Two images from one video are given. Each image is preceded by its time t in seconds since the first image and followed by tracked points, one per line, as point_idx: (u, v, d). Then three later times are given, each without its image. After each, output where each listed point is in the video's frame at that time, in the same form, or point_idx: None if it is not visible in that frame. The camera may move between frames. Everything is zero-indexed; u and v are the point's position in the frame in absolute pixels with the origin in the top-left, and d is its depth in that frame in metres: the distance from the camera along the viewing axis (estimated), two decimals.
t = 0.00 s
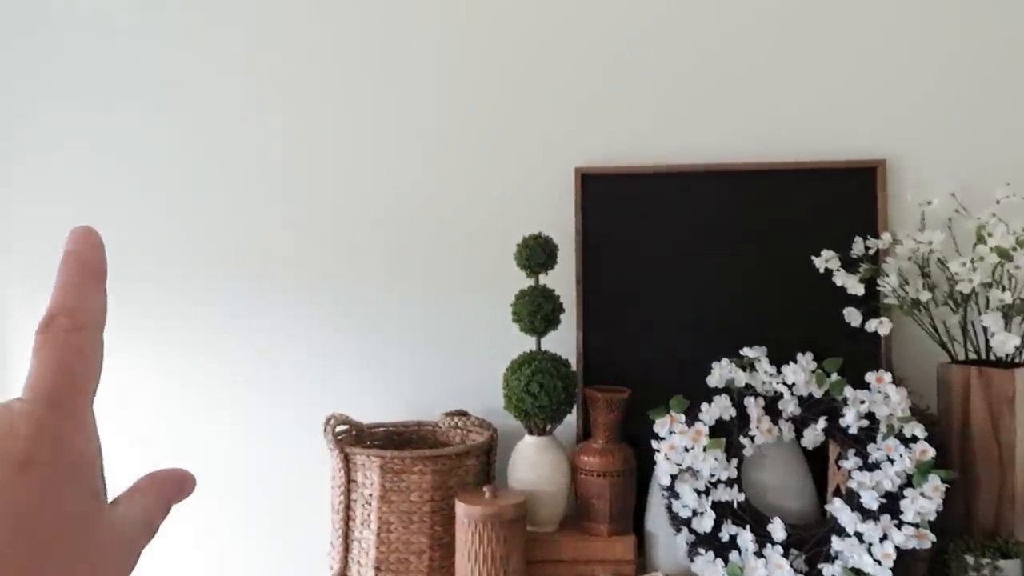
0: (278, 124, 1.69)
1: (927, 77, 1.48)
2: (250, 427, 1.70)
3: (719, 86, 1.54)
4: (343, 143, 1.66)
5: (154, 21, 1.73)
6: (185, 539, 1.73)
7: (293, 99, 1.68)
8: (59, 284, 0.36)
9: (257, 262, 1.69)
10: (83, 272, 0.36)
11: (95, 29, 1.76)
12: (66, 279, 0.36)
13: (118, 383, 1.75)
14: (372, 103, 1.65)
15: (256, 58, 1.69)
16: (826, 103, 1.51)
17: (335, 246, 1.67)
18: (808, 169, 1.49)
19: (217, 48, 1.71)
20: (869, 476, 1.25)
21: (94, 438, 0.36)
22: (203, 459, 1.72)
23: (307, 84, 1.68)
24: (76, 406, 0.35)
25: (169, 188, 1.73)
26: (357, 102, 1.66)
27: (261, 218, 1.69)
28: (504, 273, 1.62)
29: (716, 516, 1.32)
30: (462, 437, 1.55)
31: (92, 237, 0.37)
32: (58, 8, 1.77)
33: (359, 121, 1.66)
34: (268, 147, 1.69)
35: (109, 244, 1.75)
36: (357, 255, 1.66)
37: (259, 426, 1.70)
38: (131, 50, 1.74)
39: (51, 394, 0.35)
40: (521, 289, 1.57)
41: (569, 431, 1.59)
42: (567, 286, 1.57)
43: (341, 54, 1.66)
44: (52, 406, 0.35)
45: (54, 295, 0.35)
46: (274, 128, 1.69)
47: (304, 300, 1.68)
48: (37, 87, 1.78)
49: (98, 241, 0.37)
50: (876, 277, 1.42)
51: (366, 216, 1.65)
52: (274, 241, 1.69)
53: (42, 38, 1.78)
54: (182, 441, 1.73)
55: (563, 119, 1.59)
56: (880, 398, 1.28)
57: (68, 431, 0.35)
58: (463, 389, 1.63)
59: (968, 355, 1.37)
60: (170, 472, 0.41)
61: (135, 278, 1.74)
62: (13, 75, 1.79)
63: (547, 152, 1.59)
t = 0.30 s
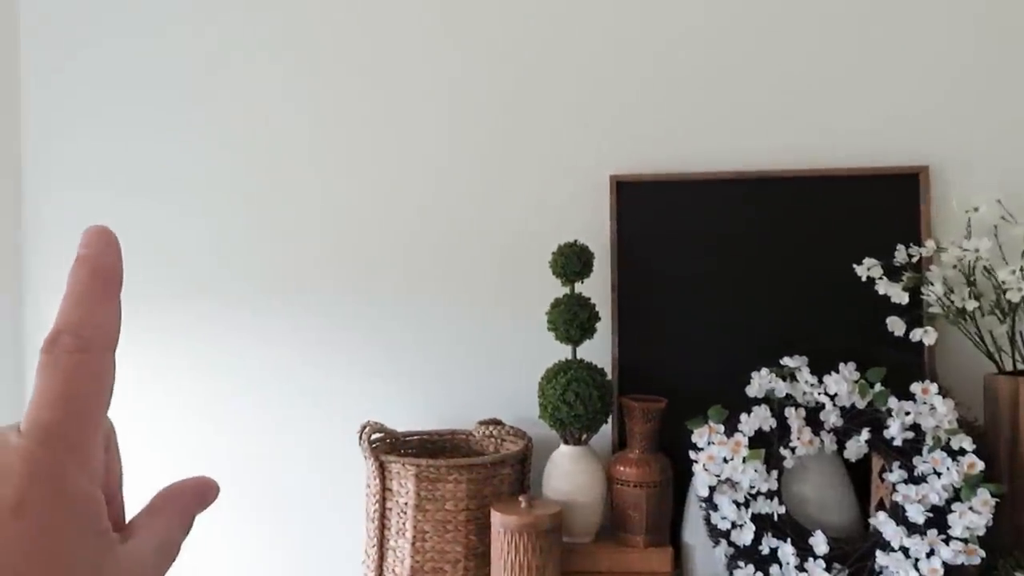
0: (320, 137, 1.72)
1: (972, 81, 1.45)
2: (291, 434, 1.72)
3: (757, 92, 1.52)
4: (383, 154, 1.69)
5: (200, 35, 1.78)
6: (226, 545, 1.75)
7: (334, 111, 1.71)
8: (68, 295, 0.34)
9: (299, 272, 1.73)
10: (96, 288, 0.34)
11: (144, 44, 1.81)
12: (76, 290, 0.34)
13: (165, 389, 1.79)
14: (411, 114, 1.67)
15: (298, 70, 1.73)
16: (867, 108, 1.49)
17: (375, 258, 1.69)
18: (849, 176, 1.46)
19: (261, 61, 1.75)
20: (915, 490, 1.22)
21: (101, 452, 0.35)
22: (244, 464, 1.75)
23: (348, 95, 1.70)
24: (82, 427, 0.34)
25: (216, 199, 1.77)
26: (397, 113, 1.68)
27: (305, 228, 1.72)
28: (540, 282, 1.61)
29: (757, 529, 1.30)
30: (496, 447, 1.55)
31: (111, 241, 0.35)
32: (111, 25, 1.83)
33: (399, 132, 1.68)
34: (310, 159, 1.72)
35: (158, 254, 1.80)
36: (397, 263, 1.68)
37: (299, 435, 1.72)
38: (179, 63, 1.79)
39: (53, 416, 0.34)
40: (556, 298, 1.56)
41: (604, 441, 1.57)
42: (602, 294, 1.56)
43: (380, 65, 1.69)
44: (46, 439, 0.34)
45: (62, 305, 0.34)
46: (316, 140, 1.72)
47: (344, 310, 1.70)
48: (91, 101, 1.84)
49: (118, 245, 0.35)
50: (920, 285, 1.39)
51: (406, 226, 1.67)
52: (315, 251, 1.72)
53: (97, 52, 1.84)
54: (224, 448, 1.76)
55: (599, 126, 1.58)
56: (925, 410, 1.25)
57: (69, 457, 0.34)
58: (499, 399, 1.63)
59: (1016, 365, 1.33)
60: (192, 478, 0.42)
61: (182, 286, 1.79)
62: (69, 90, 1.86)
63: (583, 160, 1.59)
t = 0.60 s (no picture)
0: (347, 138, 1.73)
1: (1007, 75, 1.42)
2: (320, 435, 1.74)
3: (786, 89, 1.51)
4: (409, 155, 1.69)
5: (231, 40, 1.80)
6: (261, 544, 1.79)
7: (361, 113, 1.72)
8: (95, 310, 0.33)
9: (327, 273, 1.74)
10: (127, 301, 0.32)
11: (178, 50, 1.84)
12: (104, 302, 0.33)
13: (202, 390, 1.83)
14: (436, 114, 1.67)
15: (327, 72, 1.74)
16: (899, 105, 1.46)
17: (402, 259, 1.69)
18: (880, 175, 1.44)
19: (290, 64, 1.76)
20: (950, 493, 1.20)
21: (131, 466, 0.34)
22: (276, 465, 1.78)
23: (375, 96, 1.71)
24: (114, 441, 0.33)
25: (247, 202, 1.80)
26: (423, 114, 1.68)
27: (333, 229, 1.74)
28: (565, 282, 1.60)
29: (786, 532, 1.28)
30: (521, 447, 1.54)
31: (139, 253, 0.33)
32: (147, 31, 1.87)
33: (425, 132, 1.68)
34: (338, 160, 1.73)
35: (193, 257, 1.84)
36: (423, 264, 1.68)
37: (328, 437, 1.74)
38: (211, 68, 1.82)
39: (82, 431, 0.33)
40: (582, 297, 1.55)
41: (630, 441, 1.56)
42: (629, 294, 1.56)
43: (406, 66, 1.69)
44: (74, 457, 0.33)
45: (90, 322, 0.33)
46: (343, 141, 1.73)
47: (370, 312, 1.71)
48: (130, 107, 1.89)
49: (146, 256, 0.33)
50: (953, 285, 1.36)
51: (432, 227, 1.67)
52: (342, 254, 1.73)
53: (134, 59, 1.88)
54: (258, 448, 1.79)
55: (626, 125, 1.57)
56: (960, 412, 1.23)
57: (95, 474, 0.33)
58: (525, 400, 1.62)
59: None
60: (220, 492, 0.41)
61: (215, 288, 1.82)
62: (109, 97, 1.90)
63: (610, 159, 1.58)
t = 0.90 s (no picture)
0: (359, 127, 1.71)
1: None
2: (331, 428, 1.73)
3: (805, 76, 1.49)
4: (422, 144, 1.67)
5: (242, 29, 1.79)
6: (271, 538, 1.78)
7: (373, 102, 1.70)
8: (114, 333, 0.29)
9: (338, 264, 1.72)
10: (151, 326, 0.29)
11: (189, 40, 1.83)
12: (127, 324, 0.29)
13: (212, 383, 1.82)
14: (450, 102, 1.65)
15: (339, 61, 1.72)
16: (921, 91, 1.44)
17: (414, 249, 1.68)
18: (902, 162, 1.42)
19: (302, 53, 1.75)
20: (972, 484, 1.18)
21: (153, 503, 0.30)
22: (286, 458, 1.77)
23: (387, 85, 1.69)
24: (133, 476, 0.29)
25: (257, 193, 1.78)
26: (436, 103, 1.66)
27: (344, 218, 1.72)
28: (580, 271, 1.58)
29: (805, 522, 1.27)
30: (535, 437, 1.53)
31: (165, 274, 0.29)
32: (158, 21, 1.86)
33: (438, 121, 1.66)
34: (351, 150, 1.72)
35: (203, 248, 1.83)
36: (436, 254, 1.66)
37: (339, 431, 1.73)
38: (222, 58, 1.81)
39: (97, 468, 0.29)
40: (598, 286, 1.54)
41: (646, 431, 1.55)
42: (645, 283, 1.54)
43: (419, 54, 1.67)
44: (88, 502, 0.30)
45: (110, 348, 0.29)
46: (355, 130, 1.72)
47: (382, 303, 1.70)
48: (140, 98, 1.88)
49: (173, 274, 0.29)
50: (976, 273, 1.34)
51: (445, 216, 1.66)
52: (353, 244, 1.72)
53: (145, 50, 1.87)
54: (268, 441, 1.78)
55: (642, 113, 1.56)
56: (984, 402, 1.20)
57: (114, 521, 0.30)
58: (540, 390, 1.61)
59: None
60: (253, 521, 0.37)
61: (226, 280, 1.81)
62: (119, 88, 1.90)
63: (626, 147, 1.56)
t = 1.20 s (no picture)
0: (358, 112, 1.69)
1: None
2: (331, 417, 1.73)
3: (809, 60, 1.47)
4: (421, 129, 1.66)
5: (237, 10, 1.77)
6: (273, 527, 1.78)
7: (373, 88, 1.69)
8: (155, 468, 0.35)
9: (336, 249, 1.71)
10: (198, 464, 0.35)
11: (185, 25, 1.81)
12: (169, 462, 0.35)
13: (209, 372, 1.81)
14: (450, 87, 1.64)
15: (336, 46, 1.71)
16: (926, 74, 1.43)
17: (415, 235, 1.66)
18: (906, 145, 1.41)
19: (299, 38, 1.73)
20: (974, 467, 1.17)
21: None
22: (288, 447, 1.76)
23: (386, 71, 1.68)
24: None
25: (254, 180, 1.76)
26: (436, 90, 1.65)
27: (342, 203, 1.71)
28: (581, 256, 1.57)
29: (806, 506, 1.27)
30: (536, 422, 1.52)
31: (220, 408, 0.37)
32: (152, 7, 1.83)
33: (438, 106, 1.64)
34: (350, 136, 1.70)
35: (201, 236, 1.81)
36: (435, 240, 1.65)
37: (337, 419, 1.72)
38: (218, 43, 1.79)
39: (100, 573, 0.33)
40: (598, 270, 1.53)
41: (647, 415, 1.55)
42: (646, 267, 1.53)
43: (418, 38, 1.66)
44: None
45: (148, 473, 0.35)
46: (354, 115, 1.70)
47: (381, 291, 1.69)
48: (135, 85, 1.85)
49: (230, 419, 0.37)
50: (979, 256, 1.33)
51: (447, 203, 1.64)
52: (353, 230, 1.70)
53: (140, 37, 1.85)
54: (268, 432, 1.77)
55: (645, 97, 1.54)
56: (987, 385, 1.20)
57: None
58: (541, 377, 1.60)
59: None
60: None
61: (222, 267, 1.79)
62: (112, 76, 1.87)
63: (628, 130, 1.55)
